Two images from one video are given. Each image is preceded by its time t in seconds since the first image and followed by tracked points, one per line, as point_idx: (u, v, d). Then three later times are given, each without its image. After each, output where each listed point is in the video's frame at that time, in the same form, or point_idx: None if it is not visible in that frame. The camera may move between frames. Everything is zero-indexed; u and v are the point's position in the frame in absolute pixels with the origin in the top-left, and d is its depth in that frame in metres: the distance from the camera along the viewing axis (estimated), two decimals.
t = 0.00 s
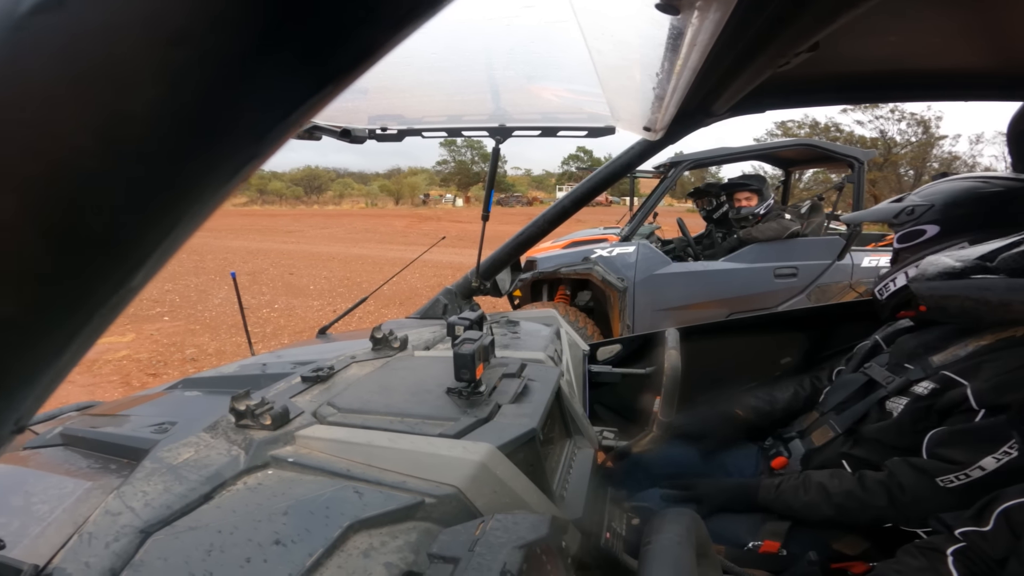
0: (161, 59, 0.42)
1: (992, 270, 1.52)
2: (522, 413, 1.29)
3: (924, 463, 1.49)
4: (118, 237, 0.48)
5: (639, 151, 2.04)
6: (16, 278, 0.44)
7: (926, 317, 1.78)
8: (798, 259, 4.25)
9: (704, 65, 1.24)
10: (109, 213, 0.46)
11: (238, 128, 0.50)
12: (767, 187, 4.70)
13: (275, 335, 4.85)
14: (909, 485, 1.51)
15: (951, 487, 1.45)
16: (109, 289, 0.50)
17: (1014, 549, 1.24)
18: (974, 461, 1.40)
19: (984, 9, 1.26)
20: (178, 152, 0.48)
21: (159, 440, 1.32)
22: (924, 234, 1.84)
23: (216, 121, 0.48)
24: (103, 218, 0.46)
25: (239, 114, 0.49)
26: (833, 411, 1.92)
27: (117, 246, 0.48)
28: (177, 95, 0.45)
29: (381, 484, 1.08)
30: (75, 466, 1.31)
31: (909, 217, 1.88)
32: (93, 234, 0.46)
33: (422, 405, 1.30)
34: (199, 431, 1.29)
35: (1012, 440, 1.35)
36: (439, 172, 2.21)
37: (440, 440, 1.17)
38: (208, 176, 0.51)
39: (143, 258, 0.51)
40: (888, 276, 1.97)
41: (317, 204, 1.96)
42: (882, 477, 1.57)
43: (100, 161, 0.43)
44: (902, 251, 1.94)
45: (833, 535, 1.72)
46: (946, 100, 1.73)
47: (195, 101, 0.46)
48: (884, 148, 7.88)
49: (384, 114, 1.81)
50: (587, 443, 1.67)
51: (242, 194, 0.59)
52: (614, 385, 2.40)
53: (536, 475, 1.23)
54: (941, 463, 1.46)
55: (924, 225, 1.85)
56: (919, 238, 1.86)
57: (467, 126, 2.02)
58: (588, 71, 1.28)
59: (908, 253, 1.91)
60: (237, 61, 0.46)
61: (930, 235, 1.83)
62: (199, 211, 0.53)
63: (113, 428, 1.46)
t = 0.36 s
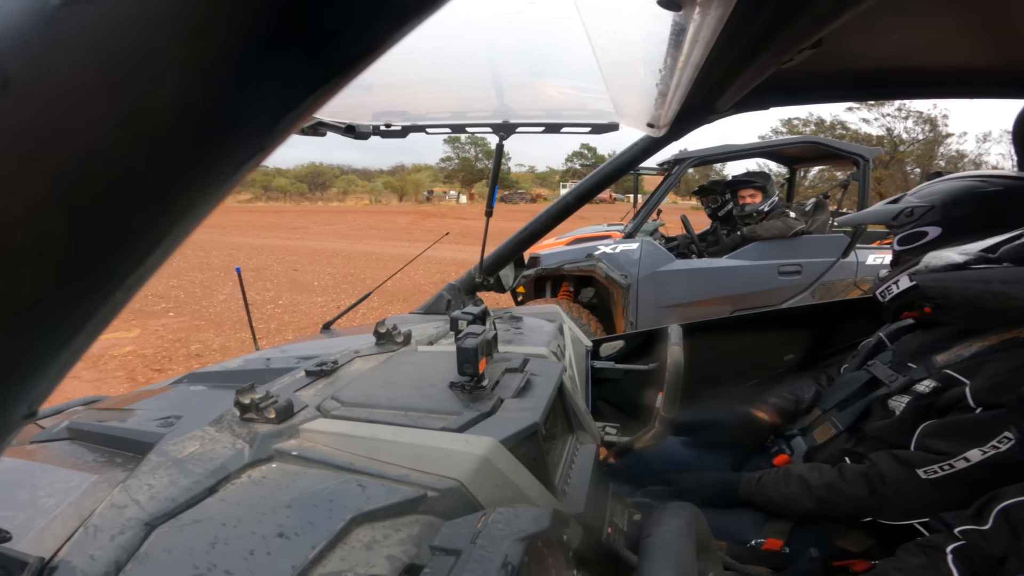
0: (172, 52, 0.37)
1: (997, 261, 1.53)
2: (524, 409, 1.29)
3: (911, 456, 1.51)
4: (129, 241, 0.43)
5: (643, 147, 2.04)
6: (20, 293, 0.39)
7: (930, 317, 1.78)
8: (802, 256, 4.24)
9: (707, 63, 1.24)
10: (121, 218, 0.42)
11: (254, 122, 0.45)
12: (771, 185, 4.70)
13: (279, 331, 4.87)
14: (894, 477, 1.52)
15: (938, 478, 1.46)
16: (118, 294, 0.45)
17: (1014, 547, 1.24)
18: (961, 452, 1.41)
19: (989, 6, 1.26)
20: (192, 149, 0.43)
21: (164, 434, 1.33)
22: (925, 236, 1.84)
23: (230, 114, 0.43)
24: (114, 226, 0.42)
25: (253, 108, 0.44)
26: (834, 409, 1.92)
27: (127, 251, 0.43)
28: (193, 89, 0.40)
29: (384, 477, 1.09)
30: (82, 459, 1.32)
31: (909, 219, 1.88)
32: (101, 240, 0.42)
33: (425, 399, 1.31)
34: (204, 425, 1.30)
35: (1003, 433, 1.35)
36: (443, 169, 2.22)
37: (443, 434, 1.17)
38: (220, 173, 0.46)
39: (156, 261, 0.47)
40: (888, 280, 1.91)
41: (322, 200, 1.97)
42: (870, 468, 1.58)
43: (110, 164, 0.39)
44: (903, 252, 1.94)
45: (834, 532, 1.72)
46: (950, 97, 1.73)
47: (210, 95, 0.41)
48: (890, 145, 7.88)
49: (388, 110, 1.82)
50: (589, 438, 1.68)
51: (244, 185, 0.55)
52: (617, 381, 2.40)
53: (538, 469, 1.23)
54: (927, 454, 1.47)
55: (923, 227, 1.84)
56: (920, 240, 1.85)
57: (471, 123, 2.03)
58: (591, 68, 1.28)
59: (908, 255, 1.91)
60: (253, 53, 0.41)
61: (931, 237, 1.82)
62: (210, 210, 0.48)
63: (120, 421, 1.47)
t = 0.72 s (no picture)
0: (123, 55, 0.43)
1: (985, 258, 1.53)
2: (516, 407, 1.29)
3: (926, 462, 1.49)
4: (100, 217, 0.51)
5: (636, 144, 2.04)
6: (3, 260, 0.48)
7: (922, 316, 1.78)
8: (795, 253, 4.25)
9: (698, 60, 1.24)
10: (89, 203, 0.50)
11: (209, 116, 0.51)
12: (763, 182, 4.71)
13: (273, 329, 4.85)
14: (912, 483, 1.50)
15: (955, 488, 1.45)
16: (90, 271, 0.54)
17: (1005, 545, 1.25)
18: (976, 463, 1.41)
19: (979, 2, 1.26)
20: (155, 139, 0.50)
21: (154, 433, 1.32)
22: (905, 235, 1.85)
23: (187, 111, 0.50)
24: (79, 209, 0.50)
25: (210, 102, 0.50)
26: (825, 407, 1.92)
27: (91, 231, 0.51)
28: (148, 86, 0.46)
29: (376, 476, 1.09)
30: (71, 459, 1.32)
31: (889, 220, 1.89)
32: (70, 219, 0.50)
33: (416, 398, 1.31)
34: (194, 424, 1.29)
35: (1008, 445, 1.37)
36: (436, 167, 2.21)
37: (435, 433, 1.17)
38: (186, 160, 0.53)
39: (129, 242, 0.55)
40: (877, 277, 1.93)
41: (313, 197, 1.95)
42: (886, 473, 1.56)
43: (77, 150, 0.46)
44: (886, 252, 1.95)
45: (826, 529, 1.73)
46: (941, 94, 1.74)
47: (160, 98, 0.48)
48: (882, 143, 7.91)
49: (380, 107, 1.82)
50: (582, 436, 1.68)
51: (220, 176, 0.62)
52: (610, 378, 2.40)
53: (531, 468, 1.23)
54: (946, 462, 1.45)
55: (904, 227, 1.86)
56: (902, 239, 1.86)
57: (464, 120, 2.02)
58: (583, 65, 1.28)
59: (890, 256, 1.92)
60: (202, 58, 0.47)
61: (912, 236, 1.83)
62: (175, 199, 0.56)
63: (109, 421, 1.46)
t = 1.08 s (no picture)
0: (104, 46, 0.42)
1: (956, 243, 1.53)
2: (501, 404, 1.29)
3: (902, 453, 1.52)
4: (77, 219, 0.49)
5: (617, 139, 2.04)
6: None
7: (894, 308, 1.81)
8: (772, 247, 4.30)
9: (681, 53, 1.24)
10: (65, 205, 0.48)
11: (191, 113, 0.50)
12: (739, 177, 4.77)
13: (252, 328, 4.79)
14: (889, 475, 1.53)
15: (929, 478, 1.48)
16: (66, 268, 0.50)
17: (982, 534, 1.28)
18: (950, 452, 1.43)
19: None
20: (136, 133, 0.48)
21: (132, 437, 1.29)
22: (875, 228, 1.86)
23: (166, 107, 0.48)
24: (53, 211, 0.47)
25: (193, 97, 0.49)
26: (805, 400, 1.95)
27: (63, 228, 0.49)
28: (126, 83, 0.45)
29: (362, 476, 1.08)
30: (47, 464, 1.28)
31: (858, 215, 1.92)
32: (45, 218, 0.47)
33: (401, 396, 1.29)
34: (173, 427, 1.27)
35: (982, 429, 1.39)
36: (417, 164, 2.19)
37: (421, 431, 1.16)
38: (166, 160, 0.51)
39: (106, 240, 0.52)
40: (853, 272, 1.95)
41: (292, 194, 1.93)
42: (863, 465, 1.60)
43: (52, 141, 0.44)
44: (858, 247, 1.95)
45: (808, 520, 1.75)
46: (914, 90, 1.77)
47: (139, 93, 0.46)
48: (854, 137, 8.07)
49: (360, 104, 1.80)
50: (569, 431, 1.69)
51: (202, 174, 0.59)
52: (594, 373, 2.41)
53: (518, 463, 1.23)
54: (920, 452, 1.48)
55: (873, 220, 1.87)
56: (871, 233, 1.87)
57: (444, 117, 2.01)
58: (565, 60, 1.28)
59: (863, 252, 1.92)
60: (184, 53, 0.46)
61: (880, 228, 1.84)
62: (158, 196, 0.53)
63: (85, 426, 1.43)
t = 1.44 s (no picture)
0: None
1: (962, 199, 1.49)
2: (477, 394, 1.27)
3: (875, 440, 1.54)
4: None
5: (590, 130, 2.03)
6: None
7: (865, 295, 1.80)
8: (742, 238, 4.35)
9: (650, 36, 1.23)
10: None
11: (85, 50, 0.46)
12: (710, 169, 4.82)
13: (221, 328, 4.68)
14: (863, 462, 1.55)
15: (904, 464, 1.52)
16: None
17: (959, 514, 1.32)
18: (923, 439, 1.48)
19: None
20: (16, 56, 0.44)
21: (91, 437, 1.24)
22: (885, 213, 1.64)
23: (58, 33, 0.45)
24: None
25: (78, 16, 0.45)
26: (779, 386, 1.95)
27: None
28: None
29: (335, 471, 1.05)
30: (1, 467, 1.22)
31: (863, 195, 1.68)
32: None
33: (374, 389, 1.27)
34: (134, 426, 1.22)
35: (957, 413, 1.44)
36: (391, 161, 2.15)
37: (395, 424, 1.13)
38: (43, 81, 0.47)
39: None
40: (832, 256, 1.76)
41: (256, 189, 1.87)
42: (836, 453, 1.61)
43: None
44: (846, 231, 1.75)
45: (784, 505, 1.77)
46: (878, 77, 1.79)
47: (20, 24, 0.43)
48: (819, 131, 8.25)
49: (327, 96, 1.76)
50: (546, 423, 1.68)
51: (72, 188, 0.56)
52: (570, 365, 2.40)
53: (496, 455, 1.22)
54: (895, 441, 1.51)
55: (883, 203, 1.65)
56: (879, 216, 1.66)
57: (415, 108, 1.98)
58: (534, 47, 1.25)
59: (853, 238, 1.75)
60: None
61: (892, 213, 1.64)
62: None
63: (41, 427, 1.37)
